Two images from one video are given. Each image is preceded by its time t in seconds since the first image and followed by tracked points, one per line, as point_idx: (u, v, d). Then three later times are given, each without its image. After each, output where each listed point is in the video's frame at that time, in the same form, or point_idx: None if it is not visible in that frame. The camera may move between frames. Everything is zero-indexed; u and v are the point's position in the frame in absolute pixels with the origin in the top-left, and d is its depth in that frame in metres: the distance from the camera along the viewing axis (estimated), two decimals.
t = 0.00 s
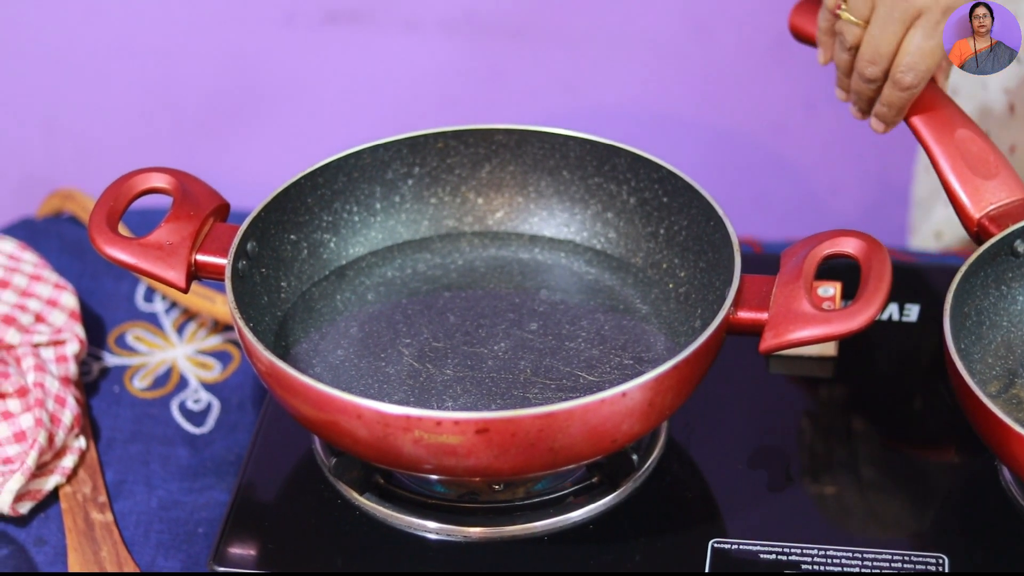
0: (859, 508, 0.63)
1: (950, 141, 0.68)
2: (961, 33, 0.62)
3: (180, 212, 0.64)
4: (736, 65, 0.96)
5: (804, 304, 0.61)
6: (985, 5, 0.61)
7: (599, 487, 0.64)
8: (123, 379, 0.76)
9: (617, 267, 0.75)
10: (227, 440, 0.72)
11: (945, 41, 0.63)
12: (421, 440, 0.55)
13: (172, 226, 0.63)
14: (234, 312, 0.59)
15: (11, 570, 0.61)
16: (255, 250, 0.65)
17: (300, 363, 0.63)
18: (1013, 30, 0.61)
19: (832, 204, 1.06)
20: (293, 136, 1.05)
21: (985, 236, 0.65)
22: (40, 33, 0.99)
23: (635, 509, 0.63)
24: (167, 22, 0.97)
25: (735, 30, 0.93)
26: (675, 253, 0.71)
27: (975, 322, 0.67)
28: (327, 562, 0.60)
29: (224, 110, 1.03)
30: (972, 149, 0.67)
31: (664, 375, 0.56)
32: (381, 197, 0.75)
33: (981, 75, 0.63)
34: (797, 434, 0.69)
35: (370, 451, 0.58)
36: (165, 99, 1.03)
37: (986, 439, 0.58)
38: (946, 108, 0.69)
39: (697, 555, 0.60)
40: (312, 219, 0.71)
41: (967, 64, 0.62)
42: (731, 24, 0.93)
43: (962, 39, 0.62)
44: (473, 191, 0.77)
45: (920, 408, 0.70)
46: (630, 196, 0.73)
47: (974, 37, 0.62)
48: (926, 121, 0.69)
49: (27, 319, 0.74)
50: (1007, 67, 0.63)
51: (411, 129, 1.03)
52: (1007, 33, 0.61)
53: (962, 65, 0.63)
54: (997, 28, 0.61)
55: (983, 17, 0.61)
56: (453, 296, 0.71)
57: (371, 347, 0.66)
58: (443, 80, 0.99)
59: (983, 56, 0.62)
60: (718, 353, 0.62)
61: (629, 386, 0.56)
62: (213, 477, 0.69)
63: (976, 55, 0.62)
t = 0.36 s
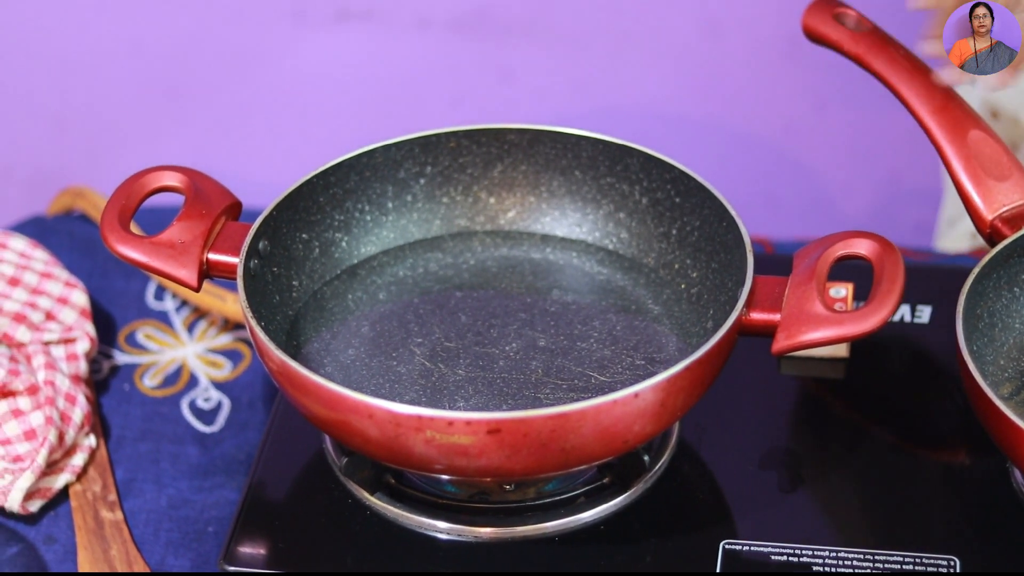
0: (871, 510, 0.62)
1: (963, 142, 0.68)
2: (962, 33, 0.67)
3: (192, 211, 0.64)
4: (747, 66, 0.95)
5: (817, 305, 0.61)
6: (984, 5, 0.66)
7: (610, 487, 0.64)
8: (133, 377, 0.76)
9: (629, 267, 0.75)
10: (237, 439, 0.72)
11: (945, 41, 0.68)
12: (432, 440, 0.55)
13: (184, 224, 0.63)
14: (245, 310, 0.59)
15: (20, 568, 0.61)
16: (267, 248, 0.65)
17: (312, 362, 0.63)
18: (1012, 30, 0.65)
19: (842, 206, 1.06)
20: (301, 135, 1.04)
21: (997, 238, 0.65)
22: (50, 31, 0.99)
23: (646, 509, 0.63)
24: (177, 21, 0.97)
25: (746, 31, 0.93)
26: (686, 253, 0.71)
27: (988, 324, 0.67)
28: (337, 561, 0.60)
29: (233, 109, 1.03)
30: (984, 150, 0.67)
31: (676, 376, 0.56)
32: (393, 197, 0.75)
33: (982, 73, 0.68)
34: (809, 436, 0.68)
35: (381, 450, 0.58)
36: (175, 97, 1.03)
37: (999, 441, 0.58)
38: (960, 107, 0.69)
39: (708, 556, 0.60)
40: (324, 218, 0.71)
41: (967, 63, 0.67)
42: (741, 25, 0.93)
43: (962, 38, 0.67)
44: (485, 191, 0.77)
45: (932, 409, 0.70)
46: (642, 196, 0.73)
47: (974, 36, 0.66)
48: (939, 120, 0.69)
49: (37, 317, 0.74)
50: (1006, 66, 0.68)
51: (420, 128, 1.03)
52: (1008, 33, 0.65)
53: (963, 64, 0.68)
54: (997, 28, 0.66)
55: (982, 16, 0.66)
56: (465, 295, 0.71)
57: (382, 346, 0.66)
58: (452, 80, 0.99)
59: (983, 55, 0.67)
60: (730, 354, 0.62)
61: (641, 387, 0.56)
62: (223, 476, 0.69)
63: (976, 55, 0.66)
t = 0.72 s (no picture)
0: (866, 510, 0.62)
1: (957, 141, 0.67)
2: (962, 33, 0.67)
3: (184, 211, 0.63)
4: (742, 64, 0.95)
5: (811, 305, 0.61)
6: (985, 5, 0.65)
7: (604, 488, 0.64)
8: (126, 378, 0.76)
9: (623, 267, 0.74)
10: (231, 439, 0.72)
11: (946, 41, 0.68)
12: (425, 441, 0.55)
13: (177, 225, 0.62)
14: (238, 311, 0.59)
15: (13, 570, 0.61)
16: (259, 249, 0.65)
17: (305, 363, 0.63)
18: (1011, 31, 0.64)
19: (837, 204, 1.06)
20: (296, 134, 1.04)
21: (992, 237, 0.66)
22: (43, 31, 0.99)
23: (640, 510, 0.63)
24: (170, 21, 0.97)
25: (741, 29, 0.93)
26: (680, 253, 0.71)
27: (982, 324, 0.67)
28: (331, 563, 0.60)
29: (227, 108, 1.03)
30: (978, 149, 0.67)
31: (670, 376, 0.56)
32: (386, 196, 0.74)
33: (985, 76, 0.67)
34: (803, 436, 0.68)
35: (374, 451, 0.57)
36: (168, 96, 1.02)
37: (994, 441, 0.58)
38: (953, 105, 0.69)
39: (702, 556, 0.60)
40: (317, 218, 0.71)
41: (967, 64, 0.67)
42: (737, 23, 0.92)
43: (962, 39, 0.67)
44: (478, 191, 0.76)
45: (926, 408, 0.70)
46: (636, 195, 0.73)
47: (974, 37, 0.66)
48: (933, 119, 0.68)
49: (30, 317, 0.73)
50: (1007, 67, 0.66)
51: (415, 127, 1.03)
52: (1007, 33, 0.64)
53: (963, 65, 0.68)
54: (997, 29, 0.65)
55: (983, 17, 0.65)
56: (459, 295, 0.71)
57: (376, 346, 0.66)
58: (447, 79, 0.99)
59: (983, 56, 0.66)
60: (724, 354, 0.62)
61: (635, 387, 0.56)
62: (217, 476, 0.69)
63: (976, 55, 0.66)
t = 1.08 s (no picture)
0: (867, 510, 0.62)
1: (958, 141, 0.67)
2: (961, 33, 0.67)
3: (185, 211, 0.63)
4: (744, 64, 0.95)
5: (812, 305, 0.61)
6: (985, 5, 0.66)
7: (605, 488, 0.64)
8: (127, 377, 0.76)
9: (624, 267, 0.74)
10: (232, 439, 0.72)
11: (945, 41, 0.68)
12: (427, 442, 0.55)
13: (178, 225, 0.62)
14: (239, 311, 0.59)
15: (14, 570, 0.61)
16: (260, 249, 0.64)
17: (305, 363, 0.63)
18: (1012, 31, 0.65)
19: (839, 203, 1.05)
20: (297, 134, 1.04)
21: (993, 237, 0.66)
22: (44, 30, 0.99)
23: (642, 510, 0.63)
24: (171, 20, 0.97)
25: (743, 27, 0.93)
26: (682, 253, 0.71)
27: (984, 324, 0.67)
28: (332, 563, 0.60)
29: (228, 107, 1.03)
30: (981, 149, 0.67)
31: (671, 376, 0.56)
32: (387, 196, 0.74)
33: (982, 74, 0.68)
34: (804, 436, 0.68)
35: (376, 452, 0.57)
36: (170, 95, 1.02)
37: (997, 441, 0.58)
38: (956, 105, 0.69)
39: (704, 556, 0.60)
40: (318, 218, 0.71)
41: (966, 63, 0.67)
42: (739, 23, 0.92)
43: (962, 39, 0.67)
44: (479, 190, 0.76)
45: (928, 408, 0.70)
46: (638, 195, 0.73)
47: (974, 37, 0.66)
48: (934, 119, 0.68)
49: (31, 317, 0.73)
50: (1006, 66, 0.67)
51: (416, 126, 1.03)
52: (1007, 33, 0.66)
53: (963, 64, 0.68)
54: (997, 29, 0.66)
55: (982, 17, 0.65)
56: (460, 295, 0.71)
57: (376, 346, 0.66)
58: (448, 78, 0.99)
59: (983, 56, 0.66)
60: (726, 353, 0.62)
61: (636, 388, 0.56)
62: (218, 476, 0.69)
63: (976, 55, 0.66)
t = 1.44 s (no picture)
0: (870, 510, 0.62)
1: (962, 141, 0.67)
2: (961, 33, 0.66)
3: (188, 211, 0.63)
4: (747, 64, 0.95)
5: (816, 305, 0.61)
6: (985, 4, 0.64)
7: (608, 488, 0.64)
8: (131, 377, 0.76)
9: (627, 267, 0.74)
10: (235, 439, 0.72)
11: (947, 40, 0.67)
12: (430, 441, 0.55)
13: (180, 224, 0.62)
14: (242, 311, 0.59)
15: (17, 569, 0.61)
16: (263, 248, 0.64)
17: (308, 362, 0.63)
18: (1012, 31, 0.64)
19: (842, 203, 1.05)
20: (300, 133, 1.04)
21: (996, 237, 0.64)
22: (47, 30, 0.99)
23: (644, 509, 0.63)
24: (174, 19, 0.97)
25: (747, 27, 0.92)
26: (685, 252, 0.71)
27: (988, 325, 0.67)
28: (335, 563, 0.60)
29: (231, 106, 1.02)
30: (984, 149, 0.67)
31: (674, 376, 0.56)
32: (390, 196, 0.74)
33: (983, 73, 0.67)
34: (807, 436, 0.68)
35: (379, 451, 0.58)
36: (173, 94, 1.02)
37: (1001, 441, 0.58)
38: (960, 105, 0.69)
39: (706, 556, 0.60)
40: (321, 217, 0.71)
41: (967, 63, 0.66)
42: (742, 23, 0.92)
43: (962, 39, 0.66)
44: (483, 190, 0.76)
45: (931, 408, 0.70)
46: (641, 195, 0.72)
47: (974, 37, 0.65)
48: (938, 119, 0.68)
49: (34, 316, 0.73)
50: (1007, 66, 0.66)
51: (419, 126, 1.03)
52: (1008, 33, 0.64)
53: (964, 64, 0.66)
54: (997, 28, 0.65)
55: (983, 17, 0.64)
56: (463, 295, 0.71)
57: (379, 345, 0.66)
58: (451, 77, 0.99)
59: (983, 56, 0.65)
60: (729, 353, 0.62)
61: (639, 388, 0.56)
62: (221, 476, 0.69)
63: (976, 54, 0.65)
